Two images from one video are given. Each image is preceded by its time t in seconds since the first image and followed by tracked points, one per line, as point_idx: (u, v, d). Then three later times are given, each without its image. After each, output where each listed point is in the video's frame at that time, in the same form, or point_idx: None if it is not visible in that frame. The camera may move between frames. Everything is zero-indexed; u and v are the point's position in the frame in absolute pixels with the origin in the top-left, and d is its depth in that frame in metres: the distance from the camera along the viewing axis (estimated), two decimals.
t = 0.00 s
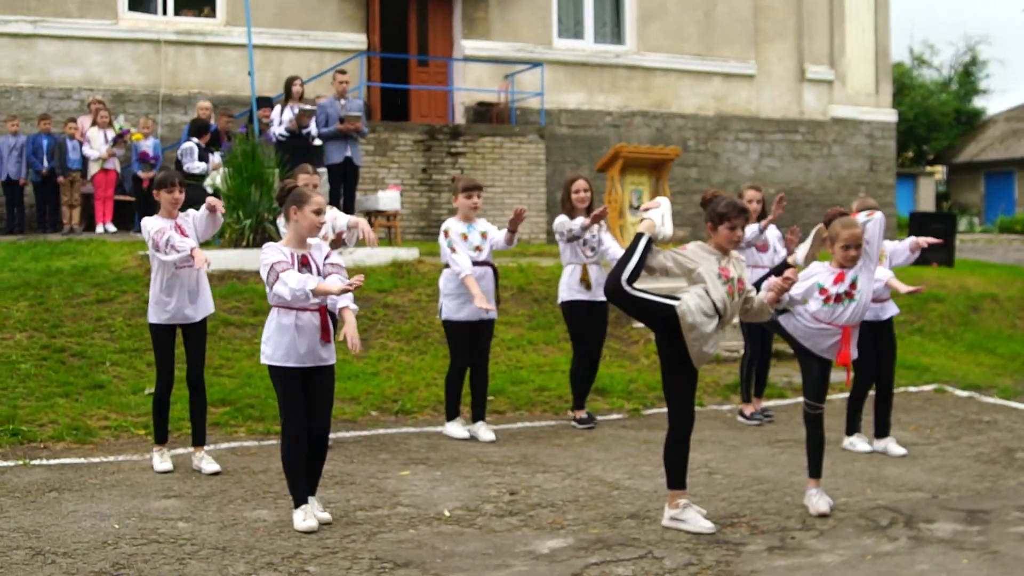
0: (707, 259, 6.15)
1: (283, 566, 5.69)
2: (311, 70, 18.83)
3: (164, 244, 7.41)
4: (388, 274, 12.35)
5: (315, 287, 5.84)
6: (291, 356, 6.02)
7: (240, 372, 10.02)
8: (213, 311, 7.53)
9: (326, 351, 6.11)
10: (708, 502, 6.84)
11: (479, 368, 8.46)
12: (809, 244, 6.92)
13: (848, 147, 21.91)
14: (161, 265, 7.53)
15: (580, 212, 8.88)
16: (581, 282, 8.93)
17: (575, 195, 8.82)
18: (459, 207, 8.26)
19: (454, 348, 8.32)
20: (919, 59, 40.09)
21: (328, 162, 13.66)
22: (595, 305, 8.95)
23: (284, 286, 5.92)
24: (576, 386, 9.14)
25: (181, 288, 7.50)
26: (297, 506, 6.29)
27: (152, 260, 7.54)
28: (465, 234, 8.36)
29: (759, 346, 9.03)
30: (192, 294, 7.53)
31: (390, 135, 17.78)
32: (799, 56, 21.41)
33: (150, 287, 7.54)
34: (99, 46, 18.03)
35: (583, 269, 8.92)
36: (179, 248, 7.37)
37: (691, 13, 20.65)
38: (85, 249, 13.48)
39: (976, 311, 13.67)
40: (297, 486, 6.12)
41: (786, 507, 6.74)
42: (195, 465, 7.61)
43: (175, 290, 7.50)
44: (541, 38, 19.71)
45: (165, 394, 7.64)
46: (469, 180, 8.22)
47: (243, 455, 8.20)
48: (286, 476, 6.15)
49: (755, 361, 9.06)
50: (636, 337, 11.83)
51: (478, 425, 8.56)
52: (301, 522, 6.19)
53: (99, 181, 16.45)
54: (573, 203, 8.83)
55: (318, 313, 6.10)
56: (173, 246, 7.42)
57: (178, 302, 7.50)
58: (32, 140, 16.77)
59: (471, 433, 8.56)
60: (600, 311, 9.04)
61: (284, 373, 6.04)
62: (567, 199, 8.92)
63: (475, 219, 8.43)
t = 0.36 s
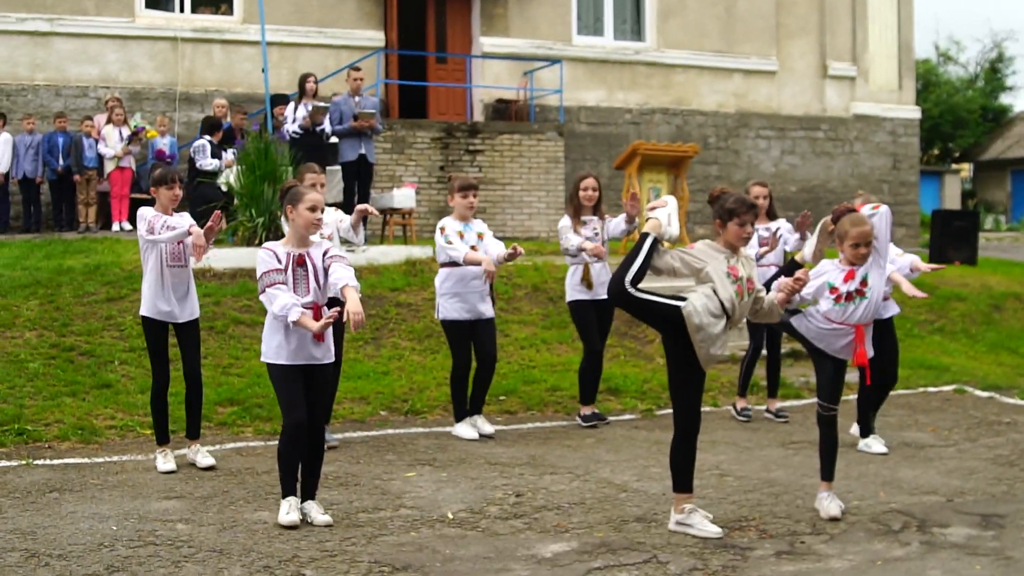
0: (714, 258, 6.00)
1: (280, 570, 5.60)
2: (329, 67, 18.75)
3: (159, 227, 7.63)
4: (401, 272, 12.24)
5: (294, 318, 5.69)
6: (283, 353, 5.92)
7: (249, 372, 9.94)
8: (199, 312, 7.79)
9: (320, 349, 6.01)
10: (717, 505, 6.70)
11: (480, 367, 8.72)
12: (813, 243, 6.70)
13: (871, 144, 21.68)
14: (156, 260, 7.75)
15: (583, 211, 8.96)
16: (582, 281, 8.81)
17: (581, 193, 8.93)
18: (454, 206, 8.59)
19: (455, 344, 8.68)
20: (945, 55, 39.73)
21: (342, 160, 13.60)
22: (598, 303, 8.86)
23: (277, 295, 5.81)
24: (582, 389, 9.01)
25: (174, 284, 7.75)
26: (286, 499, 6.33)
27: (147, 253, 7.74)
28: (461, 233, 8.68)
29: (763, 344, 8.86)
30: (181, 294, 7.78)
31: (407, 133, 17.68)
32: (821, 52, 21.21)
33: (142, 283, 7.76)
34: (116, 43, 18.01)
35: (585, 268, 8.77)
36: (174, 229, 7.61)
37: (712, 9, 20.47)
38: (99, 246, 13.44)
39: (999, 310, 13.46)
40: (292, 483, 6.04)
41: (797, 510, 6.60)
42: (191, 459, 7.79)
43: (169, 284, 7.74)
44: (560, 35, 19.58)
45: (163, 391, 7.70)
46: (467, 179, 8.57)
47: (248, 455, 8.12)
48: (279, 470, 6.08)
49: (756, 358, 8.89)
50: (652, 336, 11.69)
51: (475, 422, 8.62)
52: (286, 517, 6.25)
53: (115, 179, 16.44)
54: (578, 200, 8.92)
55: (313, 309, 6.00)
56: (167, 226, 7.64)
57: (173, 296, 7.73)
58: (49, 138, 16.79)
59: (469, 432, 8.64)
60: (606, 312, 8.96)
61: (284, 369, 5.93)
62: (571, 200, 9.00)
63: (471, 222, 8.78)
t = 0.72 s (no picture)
0: (710, 258, 5.93)
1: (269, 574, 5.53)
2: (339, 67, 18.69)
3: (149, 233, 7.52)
4: (407, 272, 12.15)
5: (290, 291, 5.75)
6: (272, 354, 5.93)
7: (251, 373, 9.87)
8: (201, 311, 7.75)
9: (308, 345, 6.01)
10: (716, 509, 6.59)
11: (474, 367, 8.69)
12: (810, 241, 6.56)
13: (885, 144, 21.51)
14: (151, 261, 7.70)
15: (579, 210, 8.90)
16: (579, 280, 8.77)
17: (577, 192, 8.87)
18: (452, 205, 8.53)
19: (457, 342, 8.58)
20: (961, 54, 39.48)
21: (349, 160, 13.35)
22: (592, 303, 8.82)
23: (266, 284, 5.86)
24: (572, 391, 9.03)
25: (169, 285, 7.67)
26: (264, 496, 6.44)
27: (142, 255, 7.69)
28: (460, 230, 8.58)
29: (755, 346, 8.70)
30: (182, 294, 7.72)
31: (416, 132, 17.61)
32: (834, 51, 21.06)
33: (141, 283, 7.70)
34: (126, 43, 17.99)
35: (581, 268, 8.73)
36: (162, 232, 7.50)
37: (725, 7, 20.34)
38: (105, 247, 13.42)
39: (1010, 311, 13.31)
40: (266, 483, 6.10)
41: (798, 515, 6.49)
42: (180, 459, 7.85)
43: (164, 285, 7.67)
44: (571, 34, 19.48)
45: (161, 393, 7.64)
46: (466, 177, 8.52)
47: (246, 457, 8.05)
48: (255, 473, 6.16)
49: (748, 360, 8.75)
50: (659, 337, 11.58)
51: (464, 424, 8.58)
52: (264, 514, 6.35)
53: (124, 178, 16.52)
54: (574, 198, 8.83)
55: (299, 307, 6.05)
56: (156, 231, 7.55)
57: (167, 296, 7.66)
58: (58, 138, 16.82)
59: (463, 435, 8.57)
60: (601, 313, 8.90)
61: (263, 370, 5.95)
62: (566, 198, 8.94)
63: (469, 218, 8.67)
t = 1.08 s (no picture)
0: (699, 259, 5.82)
1: None
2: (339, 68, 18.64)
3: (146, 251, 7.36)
4: (403, 274, 12.09)
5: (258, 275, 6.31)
6: (242, 355, 6.37)
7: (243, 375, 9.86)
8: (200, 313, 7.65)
9: (276, 348, 6.47)
10: (706, 513, 6.51)
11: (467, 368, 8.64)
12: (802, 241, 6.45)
13: (888, 145, 21.42)
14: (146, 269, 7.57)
15: (568, 211, 8.81)
16: (569, 283, 8.78)
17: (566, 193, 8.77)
18: (445, 207, 8.47)
19: (448, 344, 8.50)
20: (966, 55, 39.31)
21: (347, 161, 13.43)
22: (582, 306, 8.85)
23: (231, 278, 6.37)
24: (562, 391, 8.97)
25: (163, 292, 7.53)
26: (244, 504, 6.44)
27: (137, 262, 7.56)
28: (454, 232, 8.52)
29: (749, 347, 8.68)
30: (181, 294, 7.59)
31: (417, 134, 17.55)
32: (837, 52, 20.97)
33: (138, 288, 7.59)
34: (125, 44, 17.94)
35: (572, 270, 8.76)
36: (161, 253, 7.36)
37: (727, 8, 20.26)
38: (102, 248, 13.37)
39: (1011, 313, 13.23)
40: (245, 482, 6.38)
41: (788, 519, 6.40)
42: (168, 462, 7.78)
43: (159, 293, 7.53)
44: (572, 35, 19.41)
45: (154, 396, 7.57)
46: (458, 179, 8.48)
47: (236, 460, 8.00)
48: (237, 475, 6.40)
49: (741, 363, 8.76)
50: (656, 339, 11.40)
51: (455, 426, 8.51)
52: (249, 519, 6.33)
53: (121, 180, 16.38)
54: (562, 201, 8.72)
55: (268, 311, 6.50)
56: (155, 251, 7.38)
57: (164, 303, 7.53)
58: (57, 139, 16.80)
59: (455, 437, 8.48)
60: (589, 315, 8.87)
61: (234, 372, 6.39)
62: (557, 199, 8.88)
63: (463, 219, 8.63)
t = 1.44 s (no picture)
0: (677, 260, 5.66)
1: None
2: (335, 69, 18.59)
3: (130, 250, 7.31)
4: (393, 275, 12.03)
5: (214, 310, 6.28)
6: (204, 358, 6.48)
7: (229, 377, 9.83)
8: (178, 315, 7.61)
9: (241, 351, 6.56)
10: (684, 516, 6.43)
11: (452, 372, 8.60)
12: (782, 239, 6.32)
13: (887, 145, 21.34)
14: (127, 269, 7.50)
15: (559, 209, 8.79)
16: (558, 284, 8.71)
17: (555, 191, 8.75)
18: (426, 210, 8.43)
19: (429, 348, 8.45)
20: (969, 55, 39.21)
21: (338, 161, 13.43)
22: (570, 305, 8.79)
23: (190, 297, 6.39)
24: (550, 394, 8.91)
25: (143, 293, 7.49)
26: (218, 508, 6.41)
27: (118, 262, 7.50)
28: (434, 236, 8.50)
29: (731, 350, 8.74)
30: (160, 296, 7.55)
31: (412, 134, 17.48)
32: (835, 52, 20.89)
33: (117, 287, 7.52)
34: (120, 46, 17.91)
35: (561, 271, 8.70)
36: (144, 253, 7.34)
37: (724, 8, 20.18)
38: (93, 250, 13.34)
39: (1007, 313, 13.14)
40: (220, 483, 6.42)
41: (767, 523, 6.32)
42: (147, 464, 7.73)
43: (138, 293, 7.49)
44: (569, 36, 19.34)
45: (135, 399, 7.51)
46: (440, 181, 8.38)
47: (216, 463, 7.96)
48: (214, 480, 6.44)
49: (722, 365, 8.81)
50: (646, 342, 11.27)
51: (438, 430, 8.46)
52: (224, 522, 6.29)
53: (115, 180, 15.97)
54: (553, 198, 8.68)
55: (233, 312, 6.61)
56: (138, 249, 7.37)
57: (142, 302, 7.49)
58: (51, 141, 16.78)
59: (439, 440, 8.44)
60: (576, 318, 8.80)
61: (203, 375, 6.50)
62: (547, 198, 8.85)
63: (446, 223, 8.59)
